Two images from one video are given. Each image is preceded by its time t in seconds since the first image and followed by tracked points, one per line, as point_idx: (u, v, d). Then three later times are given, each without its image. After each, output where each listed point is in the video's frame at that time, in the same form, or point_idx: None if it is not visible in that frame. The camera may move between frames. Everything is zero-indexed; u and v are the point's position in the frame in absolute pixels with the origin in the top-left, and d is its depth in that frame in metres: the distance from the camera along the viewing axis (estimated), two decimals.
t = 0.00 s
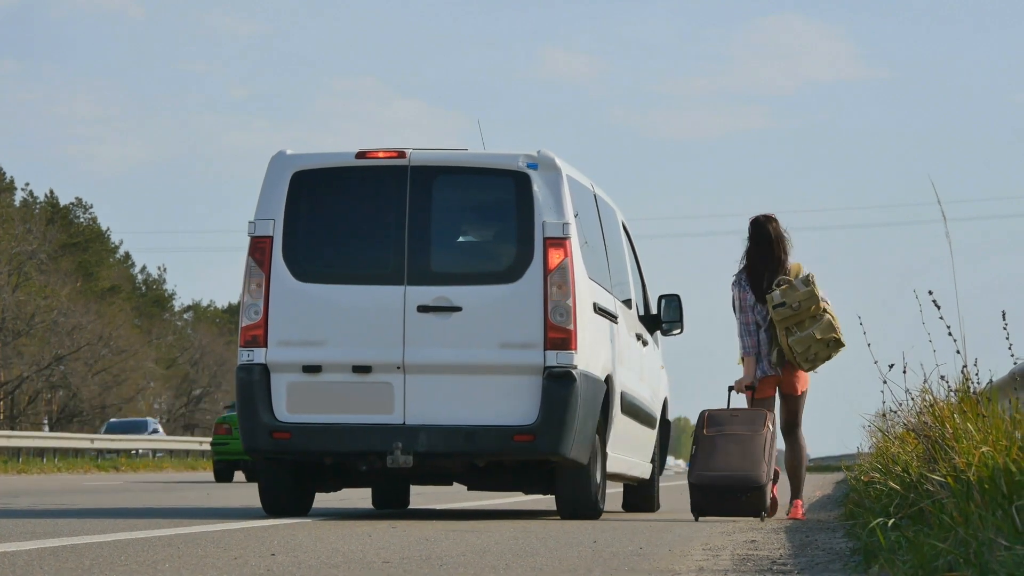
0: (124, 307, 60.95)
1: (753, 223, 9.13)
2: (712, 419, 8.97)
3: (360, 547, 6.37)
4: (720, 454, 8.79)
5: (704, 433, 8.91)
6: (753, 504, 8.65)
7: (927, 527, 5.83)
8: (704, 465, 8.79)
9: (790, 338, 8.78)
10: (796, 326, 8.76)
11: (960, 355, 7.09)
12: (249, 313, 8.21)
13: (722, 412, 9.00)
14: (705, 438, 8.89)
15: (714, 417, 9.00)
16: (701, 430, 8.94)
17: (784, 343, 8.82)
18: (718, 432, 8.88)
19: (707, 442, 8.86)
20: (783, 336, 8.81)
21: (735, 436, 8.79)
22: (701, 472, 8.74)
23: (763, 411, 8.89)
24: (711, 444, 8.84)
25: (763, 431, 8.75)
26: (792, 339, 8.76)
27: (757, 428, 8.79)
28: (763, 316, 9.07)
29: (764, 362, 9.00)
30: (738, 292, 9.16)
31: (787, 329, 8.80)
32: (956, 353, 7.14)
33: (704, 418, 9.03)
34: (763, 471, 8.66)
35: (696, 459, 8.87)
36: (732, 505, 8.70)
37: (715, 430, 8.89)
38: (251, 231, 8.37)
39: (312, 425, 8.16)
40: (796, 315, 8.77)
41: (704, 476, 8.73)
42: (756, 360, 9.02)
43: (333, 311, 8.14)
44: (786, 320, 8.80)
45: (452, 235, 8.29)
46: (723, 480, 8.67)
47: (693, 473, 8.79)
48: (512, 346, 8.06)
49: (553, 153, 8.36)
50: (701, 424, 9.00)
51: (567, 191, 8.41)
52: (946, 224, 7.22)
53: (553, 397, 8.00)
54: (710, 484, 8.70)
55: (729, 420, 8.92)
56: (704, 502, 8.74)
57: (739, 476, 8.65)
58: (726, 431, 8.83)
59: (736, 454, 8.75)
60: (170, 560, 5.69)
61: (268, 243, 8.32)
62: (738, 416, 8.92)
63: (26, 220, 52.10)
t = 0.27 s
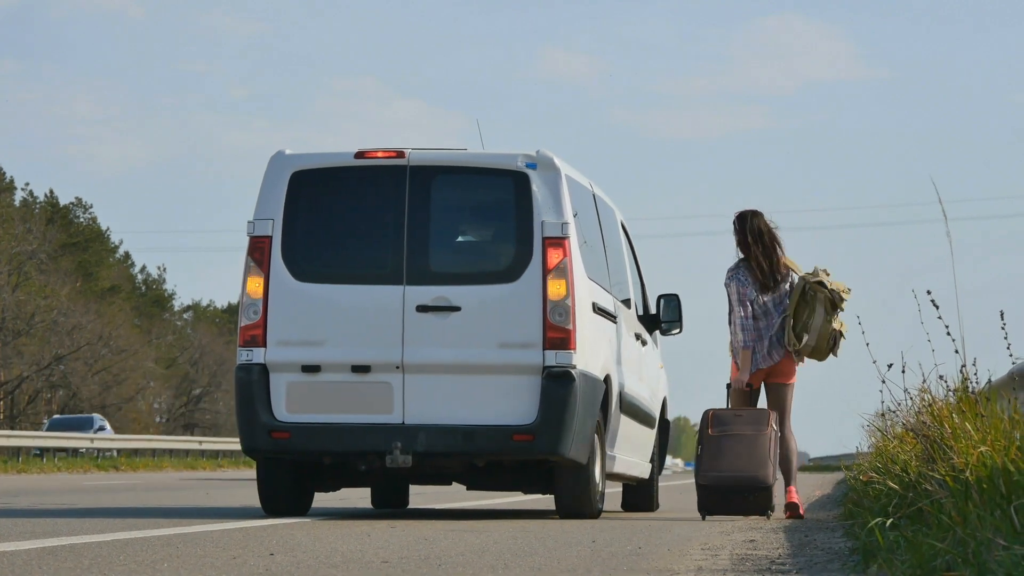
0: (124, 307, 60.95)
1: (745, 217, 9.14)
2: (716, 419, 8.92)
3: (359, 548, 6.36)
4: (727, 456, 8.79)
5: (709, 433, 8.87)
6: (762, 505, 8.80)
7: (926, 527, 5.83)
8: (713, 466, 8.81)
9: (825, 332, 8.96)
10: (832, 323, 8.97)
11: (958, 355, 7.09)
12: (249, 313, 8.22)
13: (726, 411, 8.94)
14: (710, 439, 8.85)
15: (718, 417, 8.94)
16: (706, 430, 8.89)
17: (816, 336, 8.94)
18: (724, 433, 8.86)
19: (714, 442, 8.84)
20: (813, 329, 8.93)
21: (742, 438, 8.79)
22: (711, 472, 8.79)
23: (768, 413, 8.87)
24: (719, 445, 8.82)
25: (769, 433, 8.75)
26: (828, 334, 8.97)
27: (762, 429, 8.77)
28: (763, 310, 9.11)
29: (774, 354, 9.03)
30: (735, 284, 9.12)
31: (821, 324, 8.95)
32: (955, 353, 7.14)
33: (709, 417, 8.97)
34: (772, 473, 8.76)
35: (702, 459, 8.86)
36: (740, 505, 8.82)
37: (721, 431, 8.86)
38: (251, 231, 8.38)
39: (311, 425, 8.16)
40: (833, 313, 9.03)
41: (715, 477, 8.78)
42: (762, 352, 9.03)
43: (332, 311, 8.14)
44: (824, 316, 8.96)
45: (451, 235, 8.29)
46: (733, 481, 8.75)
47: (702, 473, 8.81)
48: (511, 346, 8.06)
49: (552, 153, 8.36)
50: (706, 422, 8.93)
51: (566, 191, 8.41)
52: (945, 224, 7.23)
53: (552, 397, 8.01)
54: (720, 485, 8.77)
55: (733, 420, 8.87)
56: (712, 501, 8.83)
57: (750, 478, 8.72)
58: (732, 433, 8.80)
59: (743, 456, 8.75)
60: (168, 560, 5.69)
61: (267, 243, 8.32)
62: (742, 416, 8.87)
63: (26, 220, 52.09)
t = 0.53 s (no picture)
0: (125, 308, 60.96)
1: (732, 226, 9.22)
2: (707, 420, 8.91)
3: (358, 547, 6.36)
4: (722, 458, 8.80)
5: (702, 435, 8.85)
6: (757, 505, 8.83)
7: (924, 527, 5.83)
8: (709, 469, 8.80)
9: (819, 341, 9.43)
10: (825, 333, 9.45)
11: (957, 354, 7.09)
12: (248, 312, 8.21)
13: (717, 413, 8.94)
14: (705, 441, 8.84)
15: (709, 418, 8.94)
16: (699, 431, 8.87)
17: (815, 347, 9.35)
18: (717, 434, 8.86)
19: (708, 445, 8.83)
20: (813, 341, 9.32)
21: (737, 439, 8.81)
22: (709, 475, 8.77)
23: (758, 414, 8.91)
24: (713, 447, 8.82)
25: (762, 435, 8.79)
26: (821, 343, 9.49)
27: (755, 431, 8.80)
28: (755, 316, 9.27)
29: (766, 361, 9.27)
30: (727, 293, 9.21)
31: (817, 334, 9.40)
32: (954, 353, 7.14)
33: (699, 420, 8.94)
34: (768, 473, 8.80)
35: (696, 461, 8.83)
36: (736, 506, 8.85)
37: (715, 432, 8.85)
38: (250, 231, 8.38)
39: (310, 425, 8.16)
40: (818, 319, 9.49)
41: (713, 480, 8.77)
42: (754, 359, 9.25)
43: (332, 311, 8.14)
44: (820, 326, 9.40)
45: (450, 234, 8.29)
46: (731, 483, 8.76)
47: (699, 476, 8.79)
48: (510, 346, 8.06)
49: (551, 153, 8.36)
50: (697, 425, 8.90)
51: (566, 191, 8.41)
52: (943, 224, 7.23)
53: (551, 397, 8.01)
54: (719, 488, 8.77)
55: (725, 423, 8.88)
56: (708, 504, 8.82)
57: (748, 480, 8.74)
58: (725, 435, 8.80)
59: (738, 458, 8.78)
60: (167, 559, 5.68)
61: (266, 243, 8.32)
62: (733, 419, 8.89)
63: (25, 220, 52.07)
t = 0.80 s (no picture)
0: (125, 308, 60.96)
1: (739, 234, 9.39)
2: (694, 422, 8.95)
3: (357, 547, 6.35)
4: (713, 457, 8.83)
5: (692, 435, 8.88)
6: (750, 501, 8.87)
7: (923, 526, 5.83)
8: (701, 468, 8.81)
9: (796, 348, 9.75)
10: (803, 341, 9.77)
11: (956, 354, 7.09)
12: (248, 312, 8.21)
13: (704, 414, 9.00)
14: (695, 440, 8.86)
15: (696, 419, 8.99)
16: (688, 431, 8.89)
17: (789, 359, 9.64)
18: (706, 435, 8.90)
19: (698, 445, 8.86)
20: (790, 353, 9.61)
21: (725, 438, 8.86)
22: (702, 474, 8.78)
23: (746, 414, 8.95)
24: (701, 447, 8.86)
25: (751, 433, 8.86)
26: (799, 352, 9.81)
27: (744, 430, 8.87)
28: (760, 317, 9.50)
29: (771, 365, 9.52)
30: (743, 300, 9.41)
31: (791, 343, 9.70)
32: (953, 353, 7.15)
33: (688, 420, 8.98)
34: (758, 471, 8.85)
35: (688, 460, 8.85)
36: (726, 504, 8.87)
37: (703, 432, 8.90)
38: (250, 231, 8.38)
39: (309, 424, 8.16)
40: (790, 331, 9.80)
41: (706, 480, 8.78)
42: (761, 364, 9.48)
43: (331, 310, 8.14)
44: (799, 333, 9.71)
45: (450, 234, 8.29)
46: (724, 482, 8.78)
47: (692, 476, 8.78)
48: (509, 346, 8.06)
49: (551, 153, 8.36)
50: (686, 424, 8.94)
51: (565, 191, 8.41)
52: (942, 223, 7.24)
53: (551, 397, 8.01)
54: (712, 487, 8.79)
55: (714, 422, 8.93)
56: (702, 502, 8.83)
57: (740, 480, 8.77)
58: (715, 434, 8.85)
59: (728, 456, 8.82)
60: (166, 559, 5.67)
61: (265, 243, 8.32)
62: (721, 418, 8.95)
63: (25, 220, 52.06)
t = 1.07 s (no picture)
0: (125, 308, 60.98)
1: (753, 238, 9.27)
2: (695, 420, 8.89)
3: (357, 547, 6.35)
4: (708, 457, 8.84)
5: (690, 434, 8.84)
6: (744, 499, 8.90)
7: (922, 526, 5.83)
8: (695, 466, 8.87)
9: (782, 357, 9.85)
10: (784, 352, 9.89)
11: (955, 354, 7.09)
12: (247, 312, 8.21)
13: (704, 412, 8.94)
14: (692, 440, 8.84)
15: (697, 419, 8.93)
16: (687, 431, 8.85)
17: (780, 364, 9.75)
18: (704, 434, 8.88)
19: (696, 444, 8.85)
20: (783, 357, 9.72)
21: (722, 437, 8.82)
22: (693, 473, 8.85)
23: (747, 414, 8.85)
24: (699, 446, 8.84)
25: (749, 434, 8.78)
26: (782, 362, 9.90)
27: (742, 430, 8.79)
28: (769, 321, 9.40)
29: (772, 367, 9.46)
30: (765, 302, 9.20)
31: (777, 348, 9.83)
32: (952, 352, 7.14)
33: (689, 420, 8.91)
34: (752, 471, 8.88)
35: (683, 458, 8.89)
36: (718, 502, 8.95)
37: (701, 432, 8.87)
38: (249, 231, 8.37)
39: (309, 424, 8.15)
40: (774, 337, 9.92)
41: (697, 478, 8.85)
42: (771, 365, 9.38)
43: (331, 310, 8.14)
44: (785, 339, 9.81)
45: (449, 234, 8.29)
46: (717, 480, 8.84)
47: (683, 476, 8.87)
48: (509, 345, 8.06)
49: (550, 153, 8.35)
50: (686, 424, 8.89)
51: (564, 190, 8.41)
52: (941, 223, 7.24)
53: (550, 397, 8.01)
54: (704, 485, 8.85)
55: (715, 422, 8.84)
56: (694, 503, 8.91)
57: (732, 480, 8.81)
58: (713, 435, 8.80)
59: (723, 457, 8.82)
60: (165, 559, 5.67)
61: (265, 243, 8.32)
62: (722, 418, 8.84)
63: (25, 220, 52.05)
